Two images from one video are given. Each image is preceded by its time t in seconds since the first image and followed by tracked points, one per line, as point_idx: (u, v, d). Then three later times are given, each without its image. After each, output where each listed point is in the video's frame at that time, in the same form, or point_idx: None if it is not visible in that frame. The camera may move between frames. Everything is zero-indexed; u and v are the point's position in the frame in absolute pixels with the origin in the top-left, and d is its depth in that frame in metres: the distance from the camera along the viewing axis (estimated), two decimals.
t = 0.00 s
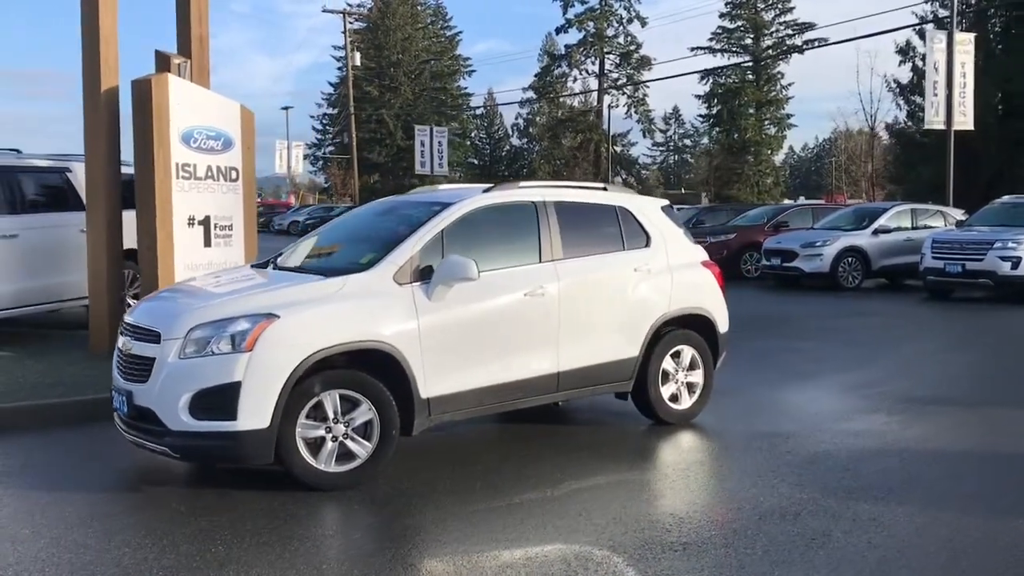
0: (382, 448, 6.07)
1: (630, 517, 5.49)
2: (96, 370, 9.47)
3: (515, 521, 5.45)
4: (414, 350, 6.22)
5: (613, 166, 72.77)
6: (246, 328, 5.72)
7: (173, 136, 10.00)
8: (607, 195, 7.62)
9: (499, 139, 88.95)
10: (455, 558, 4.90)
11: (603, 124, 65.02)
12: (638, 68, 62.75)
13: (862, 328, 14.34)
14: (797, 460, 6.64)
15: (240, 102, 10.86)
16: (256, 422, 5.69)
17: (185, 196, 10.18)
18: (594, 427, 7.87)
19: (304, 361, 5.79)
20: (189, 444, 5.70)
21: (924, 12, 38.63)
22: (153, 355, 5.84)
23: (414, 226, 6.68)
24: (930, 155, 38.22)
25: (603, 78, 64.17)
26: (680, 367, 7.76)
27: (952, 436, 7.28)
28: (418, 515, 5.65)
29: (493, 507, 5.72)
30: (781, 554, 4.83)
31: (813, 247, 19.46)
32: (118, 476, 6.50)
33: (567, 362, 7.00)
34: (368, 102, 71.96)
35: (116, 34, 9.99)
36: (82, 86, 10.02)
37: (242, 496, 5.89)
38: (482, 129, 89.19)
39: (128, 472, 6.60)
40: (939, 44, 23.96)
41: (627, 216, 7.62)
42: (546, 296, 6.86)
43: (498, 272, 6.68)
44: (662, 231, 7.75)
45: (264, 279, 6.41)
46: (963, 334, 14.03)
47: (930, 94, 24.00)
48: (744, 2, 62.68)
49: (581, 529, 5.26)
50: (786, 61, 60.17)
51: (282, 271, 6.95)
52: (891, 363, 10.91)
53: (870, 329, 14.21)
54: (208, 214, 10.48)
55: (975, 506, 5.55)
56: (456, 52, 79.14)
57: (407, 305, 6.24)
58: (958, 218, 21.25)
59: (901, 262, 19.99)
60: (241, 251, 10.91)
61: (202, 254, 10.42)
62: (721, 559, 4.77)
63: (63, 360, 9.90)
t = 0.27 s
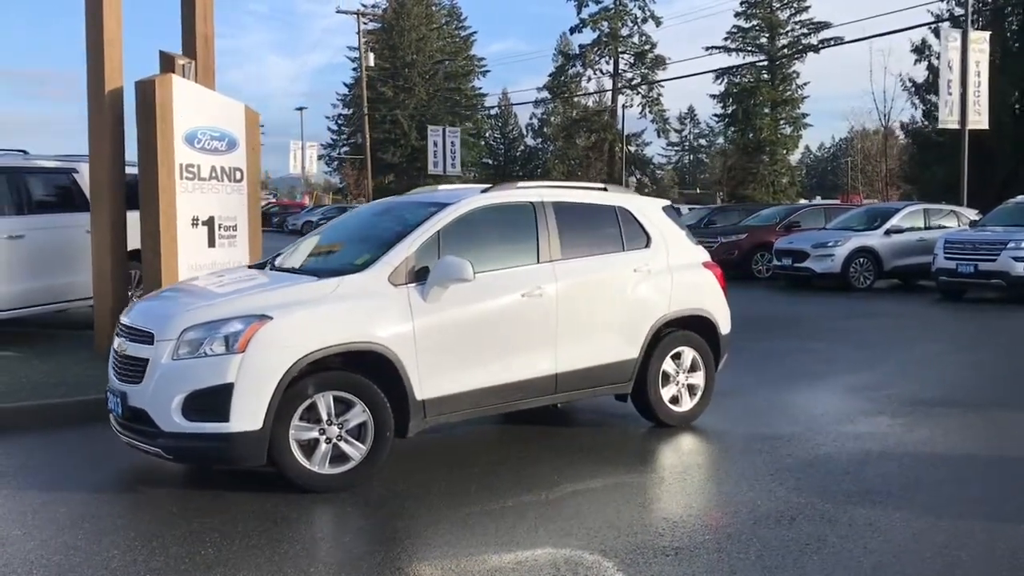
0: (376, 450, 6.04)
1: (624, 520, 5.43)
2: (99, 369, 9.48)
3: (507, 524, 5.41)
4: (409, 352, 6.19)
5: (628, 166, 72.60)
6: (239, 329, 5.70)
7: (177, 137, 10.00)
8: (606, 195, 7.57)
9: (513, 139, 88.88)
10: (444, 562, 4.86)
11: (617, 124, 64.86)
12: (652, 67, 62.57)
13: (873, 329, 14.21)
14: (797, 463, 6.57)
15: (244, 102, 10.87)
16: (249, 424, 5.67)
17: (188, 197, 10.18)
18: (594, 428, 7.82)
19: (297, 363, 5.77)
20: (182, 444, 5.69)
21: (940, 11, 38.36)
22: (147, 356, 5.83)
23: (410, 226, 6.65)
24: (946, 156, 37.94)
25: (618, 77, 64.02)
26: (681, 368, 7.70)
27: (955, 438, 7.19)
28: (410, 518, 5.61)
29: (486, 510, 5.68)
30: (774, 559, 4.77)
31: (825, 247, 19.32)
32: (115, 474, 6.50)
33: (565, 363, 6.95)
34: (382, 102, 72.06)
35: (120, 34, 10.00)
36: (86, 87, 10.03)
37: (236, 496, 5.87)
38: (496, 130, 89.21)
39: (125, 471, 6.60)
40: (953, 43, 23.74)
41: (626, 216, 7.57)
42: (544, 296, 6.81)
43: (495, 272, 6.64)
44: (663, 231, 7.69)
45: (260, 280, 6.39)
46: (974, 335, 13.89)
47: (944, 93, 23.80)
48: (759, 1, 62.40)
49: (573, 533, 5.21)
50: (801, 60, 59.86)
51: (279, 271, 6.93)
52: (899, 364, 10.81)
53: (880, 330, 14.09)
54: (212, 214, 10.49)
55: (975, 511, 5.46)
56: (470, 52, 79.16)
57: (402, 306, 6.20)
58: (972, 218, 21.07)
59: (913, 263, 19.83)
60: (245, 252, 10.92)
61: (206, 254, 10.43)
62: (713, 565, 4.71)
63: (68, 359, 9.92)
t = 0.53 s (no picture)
0: (367, 451, 6.02)
1: (614, 523, 5.39)
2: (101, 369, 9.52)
3: (496, 527, 5.39)
4: (401, 353, 6.16)
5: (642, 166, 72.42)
6: (228, 330, 5.69)
7: (179, 137, 10.01)
8: (604, 195, 7.52)
9: (528, 139, 88.79)
10: (429, 566, 4.84)
11: (632, 124, 64.67)
12: (667, 67, 62.38)
13: (882, 330, 14.09)
14: (794, 466, 6.51)
15: (247, 103, 10.88)
16: (238, 424, 5.66)
17: (191, 197, 10.20)
18: (591, 430, 7.77)
19: (287, 363, 5.75)
20: (171, 445, 5.69)
21: (956, 10, 38.05)
22: (138, 356, 5.83)
23: (404, 226, 6.62)
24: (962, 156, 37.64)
25: (633, 77, 63.87)
26: (679, 370, 7.64)
27: (956, 442, 7.11)
28: (399, 520, 5.59)
29: (476, 512, 5.66)
30: (761, 564, 4.72)
31: (836, 248, 19.17)
32: (109, 474, 6.51)
33: (561, 364, 6.91)
34: (397, 102, 72.17)
35: (124, 35, 10.02)
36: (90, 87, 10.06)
37: (227, 497, 5.87)
38: (511, 130, 89.21)
39: (119, 470, 6.61)
40: (969, 41, 23.34)
41: (624, 216, 7.52)
42: (539, 297, 6.77)
43: (489, 273, 6.60)
44: (661, 231, 7.63)
45: (253, 281, 6.38)
46: (985, 337, 13.75)
47: (958, 92, 23.56)
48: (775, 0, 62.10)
49: (561, 536, 5.18)
50: (817, 60, 59.52)
51: (275, 271, 6.92)
52: (905, 366, 10.70)
53: (889, 331, 13.97)
54: (215, 215, 10.50)
55: (970, 515, 5.39)
56: (485, 53, 79.19)
57: (394, 307, 6.18)
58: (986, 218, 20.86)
59: (926, 263, 19.66)
60: (248, 252, 10.93)
61: (209, 255, 10.45)
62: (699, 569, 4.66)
63: (71, 359, 9.97)
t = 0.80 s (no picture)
0: (358, 453, 6.00)
1: (603, 526, 5.34)
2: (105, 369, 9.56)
3: (484, 530, 5.36)
4: (393, 355, 6.14)
5: (660, 166, 72.15)
6: (218, 332, 5.68)
7: (183, 139, 10.04)
8: (602, 196, 7.47)
9: (546, 139, 88.65)
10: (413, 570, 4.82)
11: (650, 124, 64.42)
12: (685, 67, 62.13)
13: (893, 331, 13.95)
14: (790, 471, 6.44)
15: (251, 103, 10.90)
16: (228, 426, 5.66)
17: (194, 198, 10.22)
18: (589, 432, 7.73)
19: (277, 365, 5.74)
20: (162, 446, 5.69)
21: (976, 9, 37.70)
22: (129, 357, 5.84)
23: (398, 227, 6.59)
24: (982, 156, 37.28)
25: (650, 77, 63.66)
26: (678, 372, 7.58)
27: (958, 446, 7.02)
28: (388, 522, 5.57)
29: (466, 515, 5.63)
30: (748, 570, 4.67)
31: (849, 249, 19.01)
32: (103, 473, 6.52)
33: (556, 366, 6.86)
34: (414, 103, 72.25)
35: (128, 36, 10.04)
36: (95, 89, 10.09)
37: (217, 499, 5.87)
38: (529, 130, 89.14)
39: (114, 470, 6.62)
40: (986, 40, 23.18)
41: (622, 217, 7.46)
42: (534, 299, 6.73)
43: (482, 275, 6.57)
44: (659, 232, 7.57)
45: (246, 282, 6.37)
46: (998, 339, 13.58)
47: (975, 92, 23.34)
48: None
49: (548, 540, 5.14)
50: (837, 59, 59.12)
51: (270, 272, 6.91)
52: (913, 368, 10.58)
53: (901, 333, 13.83)
54: (219, 216, 10.53)
55: (964, 522, 5.32)
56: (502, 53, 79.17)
57: (386, 309, 6.16)
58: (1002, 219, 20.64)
59: (940, 265, 19.47)
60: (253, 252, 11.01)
61: (213, 256, 10.48)
62: None
63: (75, 359, 10.02)
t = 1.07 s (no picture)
0: (356, 452, 6.00)
1: (600, 527, 5.29)
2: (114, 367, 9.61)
3: (479, 530, 5.33)
4: (392, 354, 6.13)
5: (681, 166, 71.86)
6: (216, 330, 5.69)
7: (194, 138, 10.07)
8: (606, 195, 7.42)
9: (566, 139, 88.50)
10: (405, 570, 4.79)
11: (670, 124, 64.11)
12: (706, 66, 61.82)
13: (909, 332, 13.78)
14: (793, 472, 6.36)
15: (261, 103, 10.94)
16: (226, 424, 5.66)
17: (204, 197, 10.26)
18: (593, 432, 7.68)
19: (275, 364, 5.74)
20: (160, 444, 5.70)
21: (1001, 7, 37.28)
22: (129, 356, 5.85)
23: (398, 226, 6.58)
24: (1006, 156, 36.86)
25: (671, 76, 63.40)
26: (682, 373, 7.52)
27: (966, 448, 6.91)
28: (384, 521, 5.56)
29: (463, 515, 5.60)
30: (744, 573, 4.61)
31: (867, 249, 18.84)
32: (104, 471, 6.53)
33: (558, 366, 6.83)
34: (435, 103, 72.30)
35: (139, 36, 10.07)
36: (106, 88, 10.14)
37: (215, 497, 5.87)
38: (549, 130, 89.03)
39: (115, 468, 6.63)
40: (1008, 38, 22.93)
41: (626, 216, 7.41)
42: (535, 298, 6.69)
43: (483, 274, 6.54)
44: (664, 232, 7.52)
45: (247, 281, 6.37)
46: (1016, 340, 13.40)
47: (997, 90, 23.07)
48: None
49: (543, 541, 5.11)
50: (860, 58, 58.62)
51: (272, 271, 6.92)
52: (926, 369, 10.45)
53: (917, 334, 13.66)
54: (229, 215, 10.57)
55: (968, 525, 5.23)
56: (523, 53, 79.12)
57: (385, 308, 6.14)
58: None
59: (960, 265, 19.25)
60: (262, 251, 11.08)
61: (222, 254, 10.51)
62: None
63: (85, 357, 10.07)
